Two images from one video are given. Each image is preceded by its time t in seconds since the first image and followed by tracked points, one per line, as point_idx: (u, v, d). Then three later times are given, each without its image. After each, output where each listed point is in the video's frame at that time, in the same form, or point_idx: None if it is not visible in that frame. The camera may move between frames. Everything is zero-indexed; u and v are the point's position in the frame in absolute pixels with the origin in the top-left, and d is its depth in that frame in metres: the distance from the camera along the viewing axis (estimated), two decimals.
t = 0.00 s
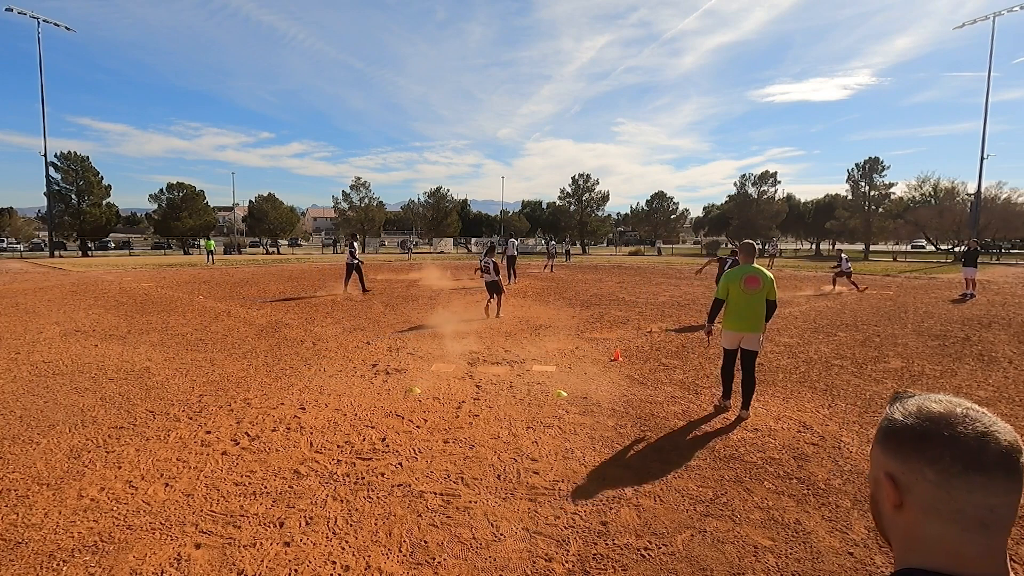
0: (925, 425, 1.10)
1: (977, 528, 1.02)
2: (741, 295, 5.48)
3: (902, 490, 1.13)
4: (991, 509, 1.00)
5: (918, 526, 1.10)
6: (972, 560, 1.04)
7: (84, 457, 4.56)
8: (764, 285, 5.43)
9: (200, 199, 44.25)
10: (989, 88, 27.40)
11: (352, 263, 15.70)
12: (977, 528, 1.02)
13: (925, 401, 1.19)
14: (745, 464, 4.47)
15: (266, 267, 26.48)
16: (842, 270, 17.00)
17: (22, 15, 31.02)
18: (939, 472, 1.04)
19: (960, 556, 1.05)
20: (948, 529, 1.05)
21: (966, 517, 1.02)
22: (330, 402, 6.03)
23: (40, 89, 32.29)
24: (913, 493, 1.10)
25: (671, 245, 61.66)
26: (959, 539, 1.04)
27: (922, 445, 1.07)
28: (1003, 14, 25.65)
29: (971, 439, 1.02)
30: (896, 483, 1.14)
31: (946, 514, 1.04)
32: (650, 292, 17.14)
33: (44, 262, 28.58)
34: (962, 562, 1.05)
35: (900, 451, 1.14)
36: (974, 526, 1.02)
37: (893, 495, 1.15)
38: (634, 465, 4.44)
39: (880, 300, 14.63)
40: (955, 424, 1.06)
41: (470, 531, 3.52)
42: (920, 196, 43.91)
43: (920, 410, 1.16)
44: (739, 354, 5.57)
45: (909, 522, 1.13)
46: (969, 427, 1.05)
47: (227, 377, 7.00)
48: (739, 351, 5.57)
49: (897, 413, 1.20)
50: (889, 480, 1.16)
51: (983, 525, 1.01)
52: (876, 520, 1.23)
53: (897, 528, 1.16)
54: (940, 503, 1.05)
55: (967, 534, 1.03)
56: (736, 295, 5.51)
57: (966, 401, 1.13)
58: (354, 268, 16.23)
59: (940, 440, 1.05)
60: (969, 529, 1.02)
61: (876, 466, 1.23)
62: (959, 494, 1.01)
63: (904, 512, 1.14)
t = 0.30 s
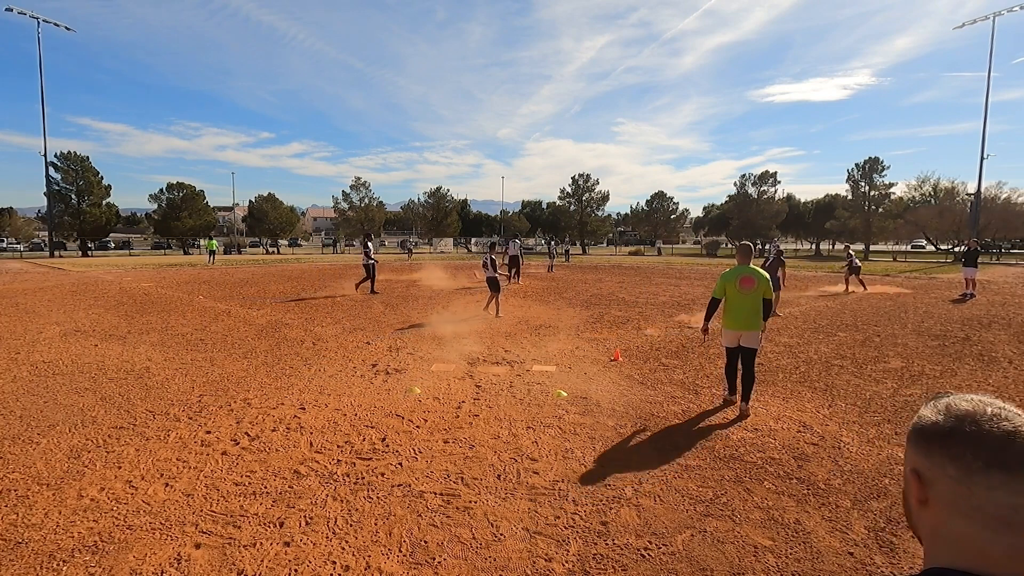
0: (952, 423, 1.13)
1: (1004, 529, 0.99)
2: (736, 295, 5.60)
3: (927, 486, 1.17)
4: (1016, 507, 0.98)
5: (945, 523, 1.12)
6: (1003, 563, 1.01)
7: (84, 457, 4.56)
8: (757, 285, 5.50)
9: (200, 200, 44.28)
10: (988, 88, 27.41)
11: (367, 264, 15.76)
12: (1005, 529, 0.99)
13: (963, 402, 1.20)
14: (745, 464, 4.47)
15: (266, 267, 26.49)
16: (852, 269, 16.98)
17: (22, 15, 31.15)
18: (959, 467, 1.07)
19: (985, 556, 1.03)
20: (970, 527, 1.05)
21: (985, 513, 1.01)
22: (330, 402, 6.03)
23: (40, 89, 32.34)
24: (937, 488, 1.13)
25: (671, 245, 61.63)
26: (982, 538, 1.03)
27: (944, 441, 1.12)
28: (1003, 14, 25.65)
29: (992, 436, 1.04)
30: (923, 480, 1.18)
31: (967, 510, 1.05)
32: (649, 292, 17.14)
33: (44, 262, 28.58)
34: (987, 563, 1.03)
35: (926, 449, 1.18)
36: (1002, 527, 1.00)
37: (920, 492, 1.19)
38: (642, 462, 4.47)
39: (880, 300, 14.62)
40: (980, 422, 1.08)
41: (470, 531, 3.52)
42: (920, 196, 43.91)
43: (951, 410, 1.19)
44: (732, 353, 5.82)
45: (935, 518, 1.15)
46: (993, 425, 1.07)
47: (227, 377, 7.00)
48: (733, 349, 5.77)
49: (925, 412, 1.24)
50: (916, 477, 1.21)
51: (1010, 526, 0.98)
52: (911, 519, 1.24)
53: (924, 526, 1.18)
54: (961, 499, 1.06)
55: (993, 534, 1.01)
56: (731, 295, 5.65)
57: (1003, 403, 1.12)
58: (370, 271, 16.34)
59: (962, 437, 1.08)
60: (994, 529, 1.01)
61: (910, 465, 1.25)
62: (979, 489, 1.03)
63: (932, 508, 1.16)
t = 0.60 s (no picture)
0: (968, 424, 1.14)
1: (1012, 529, 1.00)
2: (734, 291, 5.79)
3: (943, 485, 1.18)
4: (1022, 509, 0.98)
5: (958, 521, 1.13)
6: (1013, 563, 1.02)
7: (84, 457, 4.56)
8: (753, 281, 5.71)
9: (201, 199, 44.31)
10: (988, 89, 27.40)
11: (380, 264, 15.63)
12: (1013, 529, 1.00)
13: (986, 401, 1.18)
14: (745, 464, 4.47)
15: (266, 267, 26.50)
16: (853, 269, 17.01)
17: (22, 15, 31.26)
18: (971, 466, 1.09)
19: (994, 555, 1.04)
20: (982, 525, 1.06)
21: (995, 512, 1.03)
22: (330, 402, 6.03)
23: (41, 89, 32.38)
24: (951, 487, 1.15)
25: (671, 245, 61.64)
26: (992, 537, 1.04)
27: (958, 441, 1.14)
28: (1002, 15, 25.67)
29: (1003, 434, 1.04)
30: (939, 478, 1.20)
31: (977, 508, 1.07)
32: (649, 292, 17.15)
33: (44, 262, 28.60)
34: (999, 563, 1.03)
35: (943, 447, 1.19)
36: (1009, 526, 1.01)
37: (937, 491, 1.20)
38: (642, 462, 4.47)
39: (880, 300, 14.62)
40: (993, 420, 1.08)
41: (470, 531, 3.52)
42: (920, 196, 43.92)
43: (970, 410, 1.19)
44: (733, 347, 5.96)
45: (952, 518, 1.16)
46: (1008, 423, 1.06)
47: (227, 377, 7.00)
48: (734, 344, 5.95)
49: (949, 412, 1.24)
50: (932, 476, 1.22)
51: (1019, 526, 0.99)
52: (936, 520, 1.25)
53: (943, 525, 1.19)
54: (972, 497, 1.08)
55: (1002, 533, 1.02)
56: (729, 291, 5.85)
57: None
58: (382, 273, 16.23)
59: (975, 436, 1.09)
60: (1004, 528, 1.01)
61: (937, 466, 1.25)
62: (987, 488, 1.05)
63: (948, 508, 1.17)
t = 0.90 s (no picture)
0: (975, 424, 1.13)
1: (1017, 529, 1.00)
2: (737, 292, 5.82)
3: (948, 485, 1.19)
4: None
5: (965, 521, 1.13)
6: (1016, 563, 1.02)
7: (84, 457, 4.56)
8: (755, 282, 5.72)
9: (201, 199, 44.29)
10: (989, 88, 27.37)
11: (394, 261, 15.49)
12: (1018, 529, 1.00)
13: (994, 402, 1.18)
14: (745, 464, 4.47)
15: (266, 267, 26.49)
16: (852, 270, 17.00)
17: (22, 15, 31.37)
18: (976, 466, 1.09)
19: (1000, 555, 1.05)
20: (989, 525, 1.06)
21: (1001, 512, 1.02)
22: (329, 402, 6.02)
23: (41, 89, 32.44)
24: (958, 488, 1.15)
25: (671, 245, 61.63)
26: (998, 537, 1.04)
27: (963, 440, 1.14)
28: (1003, 14, 25.49)
29: (1010, 434, 1.04)
30: (946, 479, 1.20)
31: (983, 508, 1.07)
32: (650, 292, 17.15)
33: (44, 262, 28.60)
34: (1004, 563, 1.04)
35: (951, 448, 1.19)
36: (1015, 526, 1.00)
37: (944, 491, 1.20)
38: (642, 463, 4.47)
39: (880, 300, 14.61)
40: (1000, 420, 1.08)
41: (470, 531, 3.52)
42: (919, 196, 43.92)
43: (976, 411, 1.19)
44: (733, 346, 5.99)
45: (958, 518, 1.16)
46: (1014, 423, 1.05)
47: (227, 377, 7.00)
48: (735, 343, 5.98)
49: (955, 413, 1.23)
50: (938, 476, 1.22)
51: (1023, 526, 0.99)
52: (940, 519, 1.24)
53: (950, 525, 1.19)
54: (978, 498, 1.09)
55: (1007, 533, 1.02)
56: (731, 291, 5.88)
57: None
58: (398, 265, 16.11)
59: (982, 436, 1.09)
60: (1008, 528, 1.01)
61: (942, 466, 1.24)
62: (994, 489, 1.04)
63: (956, 508, 1.17)
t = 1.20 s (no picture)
0: (976, 424, 1.14)
1: (1018, 529, 1.00)
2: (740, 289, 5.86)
3: (949, 485, 1.19)
4: None
5: (966, 522, 1.14)
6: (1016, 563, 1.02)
7: (84, 457, 4.56)
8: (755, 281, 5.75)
9: (200, 199, 44.29)
10: (989, 88, 27.34)
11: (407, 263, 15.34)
12: (1018, 529, 1.00)
13: (995, 401, 1.18)
14: (745, 464, 4.47)
15: (265, 267, 26.49)
16: (852, 270, 17.00)
17: (22, 15, 31.41)
18: (977, 465, 1.09)
19: (1000, 555, 1.05)
20: (989, 524, 1.06)
21: (1002, 512, 1.02)
22: (329, 402, 6.02)
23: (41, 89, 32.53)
24: (958, 487, 1.15)
25: (671, 245, 61.60)
26: (999, 537, 1.04)
27: (964, 440, 1.14)
28: (1002, 14, 25.45)
29: (1010, 434, 1.04)
30: (947, 478, 1.20)
31: (984, 508, 1.07)
32: (650, 292, 17.14)
33: (44, 262, 28.60)
34: (1004, 563, 1.04)
35: (951, 447, 1.19)
36: (1015, 525, 1.01)
37: (946, 492, 1.20)
38: (642, 463, 4.46)
39: (880, 300, 14.60)
40: (1001, 420, 1.08)
41: (470, 531, 3.52)
42: (919, 196, 43.90)
43: (977, 410, 1.18)
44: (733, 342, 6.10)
45: (960, 518, 1.16)
46: (1016, 423, 1.05)
47: (227, 377, 7.00)
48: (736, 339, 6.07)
49: (956, 412, 1.24)
50: (940, 476, 1.22)
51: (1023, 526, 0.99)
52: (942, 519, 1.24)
53: (952, 525, 1.19)
54: (979, 498, 1.09)
55: (1009, 533, 1.02)
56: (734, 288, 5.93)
57: None
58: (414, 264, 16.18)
59: (983, 436, 1.09)
60: (1010, 527, 1.01)
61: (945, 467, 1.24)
62: (994, 488, 1.04)
63: (957, 508, 1.17)
